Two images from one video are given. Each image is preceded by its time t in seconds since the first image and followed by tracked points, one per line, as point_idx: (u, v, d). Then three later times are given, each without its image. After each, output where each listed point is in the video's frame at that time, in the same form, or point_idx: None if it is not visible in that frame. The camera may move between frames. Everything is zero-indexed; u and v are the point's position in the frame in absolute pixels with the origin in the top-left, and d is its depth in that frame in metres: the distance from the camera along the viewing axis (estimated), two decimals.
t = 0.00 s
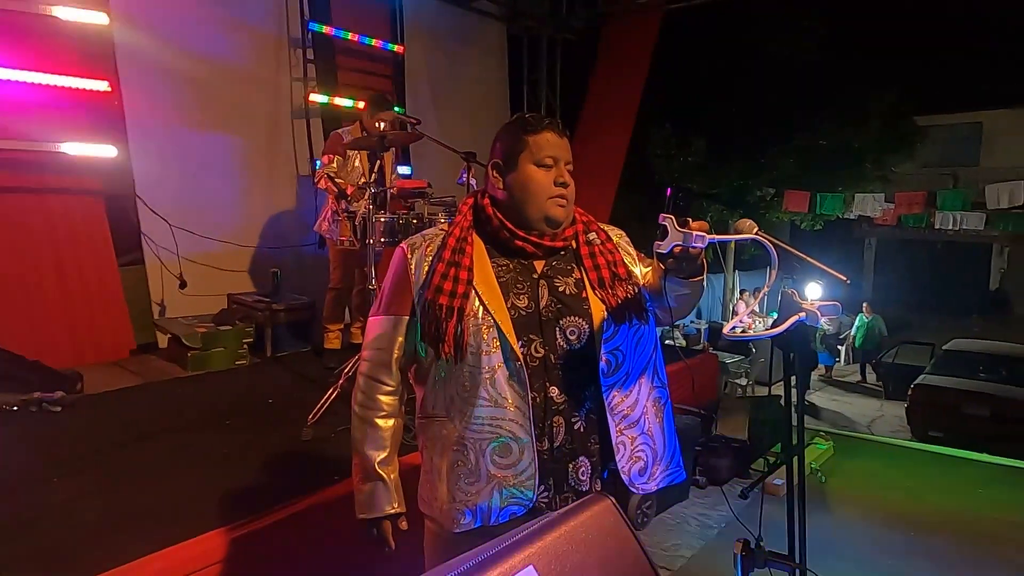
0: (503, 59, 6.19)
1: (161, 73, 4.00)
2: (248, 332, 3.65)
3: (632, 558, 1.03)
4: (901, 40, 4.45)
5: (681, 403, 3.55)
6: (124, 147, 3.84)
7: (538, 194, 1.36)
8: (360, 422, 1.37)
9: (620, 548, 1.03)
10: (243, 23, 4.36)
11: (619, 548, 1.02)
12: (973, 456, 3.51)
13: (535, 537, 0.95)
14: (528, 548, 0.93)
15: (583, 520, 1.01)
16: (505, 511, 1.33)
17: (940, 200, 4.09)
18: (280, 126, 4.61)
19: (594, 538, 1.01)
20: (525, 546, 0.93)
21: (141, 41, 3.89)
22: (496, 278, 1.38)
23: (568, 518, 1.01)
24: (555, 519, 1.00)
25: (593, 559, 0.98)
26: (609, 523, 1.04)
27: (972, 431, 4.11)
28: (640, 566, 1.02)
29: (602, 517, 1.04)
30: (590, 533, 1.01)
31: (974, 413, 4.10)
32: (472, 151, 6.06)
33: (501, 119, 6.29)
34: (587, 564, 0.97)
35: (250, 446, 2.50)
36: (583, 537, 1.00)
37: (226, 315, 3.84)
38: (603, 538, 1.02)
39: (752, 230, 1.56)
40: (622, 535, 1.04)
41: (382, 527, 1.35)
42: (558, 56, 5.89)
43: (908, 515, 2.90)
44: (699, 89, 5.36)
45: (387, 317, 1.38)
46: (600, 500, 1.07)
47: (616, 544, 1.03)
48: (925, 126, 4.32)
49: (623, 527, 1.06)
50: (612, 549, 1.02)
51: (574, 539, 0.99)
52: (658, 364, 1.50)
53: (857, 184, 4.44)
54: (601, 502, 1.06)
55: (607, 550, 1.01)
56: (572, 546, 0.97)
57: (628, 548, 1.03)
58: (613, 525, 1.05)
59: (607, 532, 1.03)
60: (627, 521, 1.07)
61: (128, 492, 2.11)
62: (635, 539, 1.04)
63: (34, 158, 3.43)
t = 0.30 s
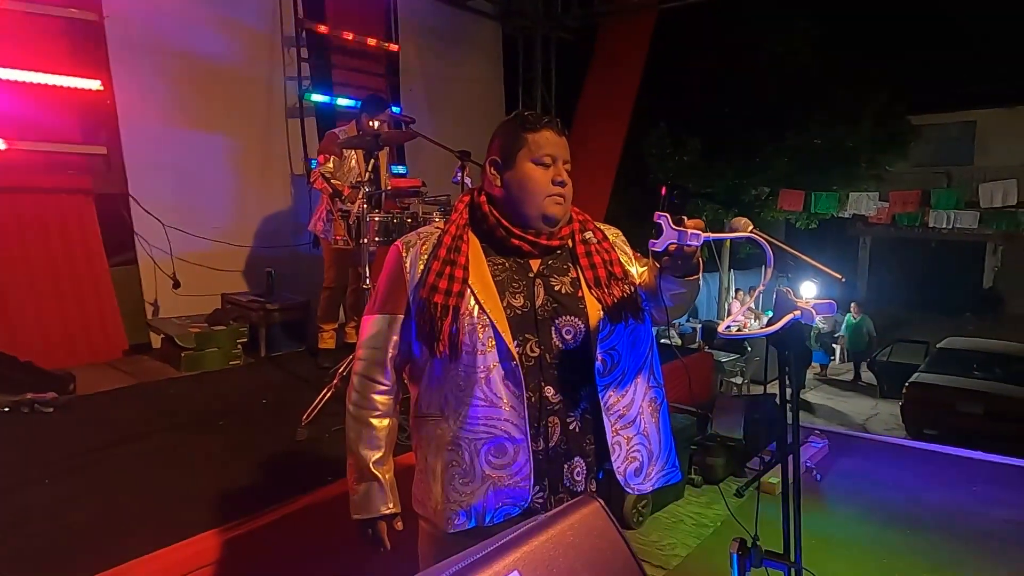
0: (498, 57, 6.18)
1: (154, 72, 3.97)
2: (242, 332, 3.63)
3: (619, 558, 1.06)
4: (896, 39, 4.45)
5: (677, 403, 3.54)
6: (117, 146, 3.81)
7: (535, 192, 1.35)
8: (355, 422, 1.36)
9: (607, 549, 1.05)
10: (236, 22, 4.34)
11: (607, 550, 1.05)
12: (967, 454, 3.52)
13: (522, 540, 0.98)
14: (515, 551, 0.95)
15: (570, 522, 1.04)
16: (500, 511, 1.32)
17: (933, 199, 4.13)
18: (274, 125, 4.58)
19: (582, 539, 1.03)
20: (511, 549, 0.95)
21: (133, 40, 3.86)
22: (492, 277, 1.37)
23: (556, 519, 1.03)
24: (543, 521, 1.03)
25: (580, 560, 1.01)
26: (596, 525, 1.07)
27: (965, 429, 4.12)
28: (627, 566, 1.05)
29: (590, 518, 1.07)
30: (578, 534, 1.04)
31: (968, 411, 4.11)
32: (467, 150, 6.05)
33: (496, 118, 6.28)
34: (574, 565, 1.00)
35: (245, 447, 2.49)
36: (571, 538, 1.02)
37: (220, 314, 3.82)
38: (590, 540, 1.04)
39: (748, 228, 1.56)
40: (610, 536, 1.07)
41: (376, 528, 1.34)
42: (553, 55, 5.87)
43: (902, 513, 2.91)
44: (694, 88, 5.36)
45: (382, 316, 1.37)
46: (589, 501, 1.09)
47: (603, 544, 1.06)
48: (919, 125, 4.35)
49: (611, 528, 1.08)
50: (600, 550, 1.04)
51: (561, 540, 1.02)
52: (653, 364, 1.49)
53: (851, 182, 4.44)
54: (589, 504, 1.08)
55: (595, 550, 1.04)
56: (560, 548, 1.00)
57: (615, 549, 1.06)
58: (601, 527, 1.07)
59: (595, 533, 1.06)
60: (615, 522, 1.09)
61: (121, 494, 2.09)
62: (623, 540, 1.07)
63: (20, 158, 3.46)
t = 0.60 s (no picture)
0: (494, 57, 6.17)
1: (148, 70, 3.95)
2: (236, 332, 3.61)
3: (611, 564, 1.03)
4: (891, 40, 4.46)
5: (672, 403, 3.54)
6: (111, 145, 3.80)
7: (532, 190, 1.34)
8: (348, 421, 1.35)
9: (598, 553, 1.02)
10: (231, 20, 4.32)
11: (599, 555, 1.02)
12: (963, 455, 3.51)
13: (513, 543, 0.94)
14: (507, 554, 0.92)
15: (561, 526, 1.01)
16: (494, 512, 1.31)
17: (930, 200, 4.07)
18: (269, 123, 4.57)
19: (572, 543, 1.00)
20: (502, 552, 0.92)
21: (128, 37, 3.85)
22: (487, 276, 1.36)
23: (547, 523, 1.00)
24: (533, 525, 1.00)
25: (571, 565, 0.98)
26: (588, 529, 1.04)
27: (961, 429, 4.12)
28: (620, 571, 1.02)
29: (582, 522, 1.04)
30: (568, 538, 1.01)
31: (964, 411, 4.10)
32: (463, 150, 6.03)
33: (491, 118, 6.27)
34: (566, 570, 0.97)
35: (238, 447, 2.47)
36: (562, 542, 0.99)
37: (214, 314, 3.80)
38: (582, 544, 1.01)
39: (744, 227, 1.55)
40: (602, 541, 1.04)
41: (369, 529, 1.33)
42: (549, 55, 5.86)
43: (897, 513, 2.91)
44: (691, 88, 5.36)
45: (375, 314, 1.36)
46: (579, 505, 1.06)
47: (595, 549, 1.03)
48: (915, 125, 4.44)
49: (602, 532, 1.05)
50: (592, 555, 1.01)
51: (552, 545, 0.98)
52: (649, 365, 1.48)
53: (848, 183, 4.48)
54: (581, 507, 1.06)
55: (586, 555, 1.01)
56: (551, 552, 0.97)
57: (607, 554, 1.03)
58: (593, 531, 1.04)
59: (586, 537, 1.03)
60: (606, 526, 1.06)
61: (113, 495, 2.07)
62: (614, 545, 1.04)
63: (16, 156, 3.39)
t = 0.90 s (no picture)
0: (490, 56, 6.15)
1: (142, 69, 3.93)
2: (230, 333, 3.59)
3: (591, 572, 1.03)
4: (887, 39, 4.46)
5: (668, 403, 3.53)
6: (105, 144, 3.77)
7: (526, 190, 1.33)
8: (341, 422, 1.33)
9: (578, 561, 1.03)
10: (226, 18, 4.30)
11: (580, 562, 1.03)
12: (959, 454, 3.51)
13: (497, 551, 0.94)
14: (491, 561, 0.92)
15: (543, 534, 1.01)
16: (488, 514, 1.30)
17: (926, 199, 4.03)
18: (264, 123, 4.55)
19: (554, 551, 1.01)
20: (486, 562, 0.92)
21: (121, 36, 3.82)
22: (482, 276, 1.34)
23: (530, 530, 1.00)
24: (516, 531, 1.00)
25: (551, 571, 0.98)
26: (569, 538, 1.04)
27: (956, 430, 4.12)
28: None
29: (563, 530, 1.04)
30: (549, 546, 1.01)
31: (960, 410, 4.09)
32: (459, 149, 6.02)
33: (488, 117, 6.25)
34: None
35: (232, 448, 2.46)
36: (543, 551, 0.99)
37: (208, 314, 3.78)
38: (562, 552, 1.02)
39: (738, 226, 1.54)
40: (583, 549, 1.04)
41: (362, 531, 1.32)
42: (545, 54, 5.85)
43: (893, 513, 2.90)
44: (687, 88, 5.35)
45: (369, 314, 1.35)
46: (562, 512, 1.07)
47: (575, 558, 1.03)
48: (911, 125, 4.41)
49: (584, 541, 1.05)
50: (573, 563, 1.02)
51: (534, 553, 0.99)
52: (645, 365, 1.47)
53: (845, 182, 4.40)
54: (563, 515, 1.06)
55: (566, 564, 1.01)
56: (533, 561, 0.97)
57: (587, 562, 1.03)
58: (574, 539, 1.05)
59: (567, 545, 1.03)
60: (588, 534, 1.07)
61: (104, 497, 2.05)
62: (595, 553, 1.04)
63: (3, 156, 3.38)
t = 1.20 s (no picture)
0: (486, 57, 6.14)
1: (137, 69, 3.91)
2: (224, 334, 3.57)
3: None
4: (881, 41, 4.47)
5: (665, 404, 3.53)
6: (99, 144, 3.76)
7: (520, 190, 1.32)
8: (333, 424, 1.32)
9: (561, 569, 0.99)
10: (222, 19, 4.29)
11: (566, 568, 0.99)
12: (958, 455, 3.50)
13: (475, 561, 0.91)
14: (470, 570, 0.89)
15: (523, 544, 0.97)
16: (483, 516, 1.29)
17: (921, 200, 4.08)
18: (259, 123, 4.54)
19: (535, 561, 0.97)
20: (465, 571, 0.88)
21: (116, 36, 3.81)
22: (476, 276, 1.33)
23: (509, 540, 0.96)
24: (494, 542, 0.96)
25: None
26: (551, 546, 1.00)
27: (952, 431, 4.12)
28: None
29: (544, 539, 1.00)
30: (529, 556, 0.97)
31: (955, 411, 4.09)
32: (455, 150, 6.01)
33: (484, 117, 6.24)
34: None
35: (225, 449, 2.44)
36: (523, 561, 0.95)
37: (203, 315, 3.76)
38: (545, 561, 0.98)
39: (733, 228, 1.54)
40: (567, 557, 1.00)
41: (355, 533, 1.31)
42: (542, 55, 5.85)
43: (888, 514, 2.90)
44: (683, 89, 5.36)
45: (362, 315, 1.34)
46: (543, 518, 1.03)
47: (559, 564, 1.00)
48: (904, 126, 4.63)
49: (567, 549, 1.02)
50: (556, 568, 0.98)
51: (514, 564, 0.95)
52: (641, 365, 1.47)
53: (841, 184, 4.51)
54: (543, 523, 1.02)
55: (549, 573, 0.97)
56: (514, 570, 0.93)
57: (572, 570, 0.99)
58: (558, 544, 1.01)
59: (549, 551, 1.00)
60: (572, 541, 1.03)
61: (95, 499, 2.03)
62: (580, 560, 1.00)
63: None
